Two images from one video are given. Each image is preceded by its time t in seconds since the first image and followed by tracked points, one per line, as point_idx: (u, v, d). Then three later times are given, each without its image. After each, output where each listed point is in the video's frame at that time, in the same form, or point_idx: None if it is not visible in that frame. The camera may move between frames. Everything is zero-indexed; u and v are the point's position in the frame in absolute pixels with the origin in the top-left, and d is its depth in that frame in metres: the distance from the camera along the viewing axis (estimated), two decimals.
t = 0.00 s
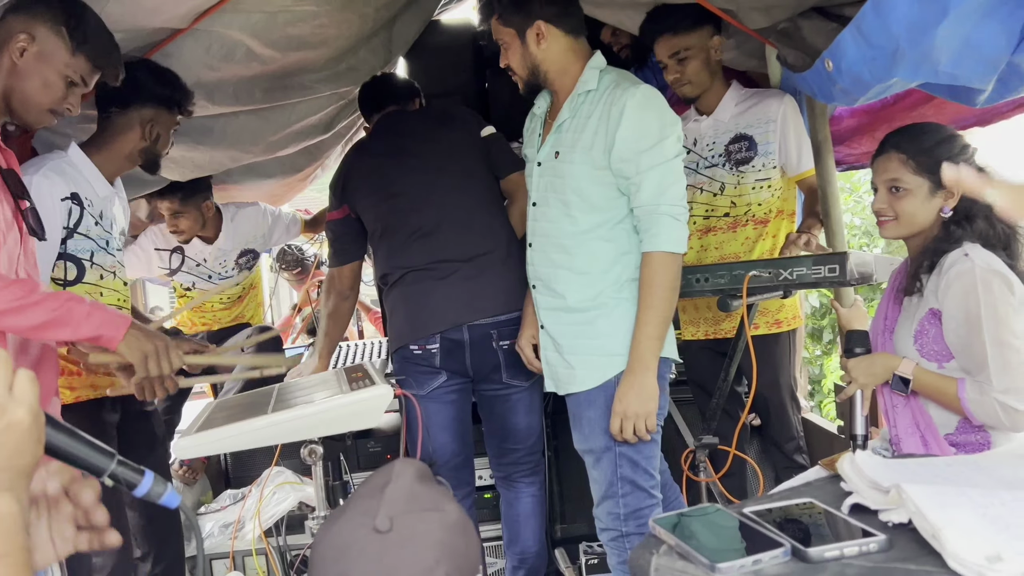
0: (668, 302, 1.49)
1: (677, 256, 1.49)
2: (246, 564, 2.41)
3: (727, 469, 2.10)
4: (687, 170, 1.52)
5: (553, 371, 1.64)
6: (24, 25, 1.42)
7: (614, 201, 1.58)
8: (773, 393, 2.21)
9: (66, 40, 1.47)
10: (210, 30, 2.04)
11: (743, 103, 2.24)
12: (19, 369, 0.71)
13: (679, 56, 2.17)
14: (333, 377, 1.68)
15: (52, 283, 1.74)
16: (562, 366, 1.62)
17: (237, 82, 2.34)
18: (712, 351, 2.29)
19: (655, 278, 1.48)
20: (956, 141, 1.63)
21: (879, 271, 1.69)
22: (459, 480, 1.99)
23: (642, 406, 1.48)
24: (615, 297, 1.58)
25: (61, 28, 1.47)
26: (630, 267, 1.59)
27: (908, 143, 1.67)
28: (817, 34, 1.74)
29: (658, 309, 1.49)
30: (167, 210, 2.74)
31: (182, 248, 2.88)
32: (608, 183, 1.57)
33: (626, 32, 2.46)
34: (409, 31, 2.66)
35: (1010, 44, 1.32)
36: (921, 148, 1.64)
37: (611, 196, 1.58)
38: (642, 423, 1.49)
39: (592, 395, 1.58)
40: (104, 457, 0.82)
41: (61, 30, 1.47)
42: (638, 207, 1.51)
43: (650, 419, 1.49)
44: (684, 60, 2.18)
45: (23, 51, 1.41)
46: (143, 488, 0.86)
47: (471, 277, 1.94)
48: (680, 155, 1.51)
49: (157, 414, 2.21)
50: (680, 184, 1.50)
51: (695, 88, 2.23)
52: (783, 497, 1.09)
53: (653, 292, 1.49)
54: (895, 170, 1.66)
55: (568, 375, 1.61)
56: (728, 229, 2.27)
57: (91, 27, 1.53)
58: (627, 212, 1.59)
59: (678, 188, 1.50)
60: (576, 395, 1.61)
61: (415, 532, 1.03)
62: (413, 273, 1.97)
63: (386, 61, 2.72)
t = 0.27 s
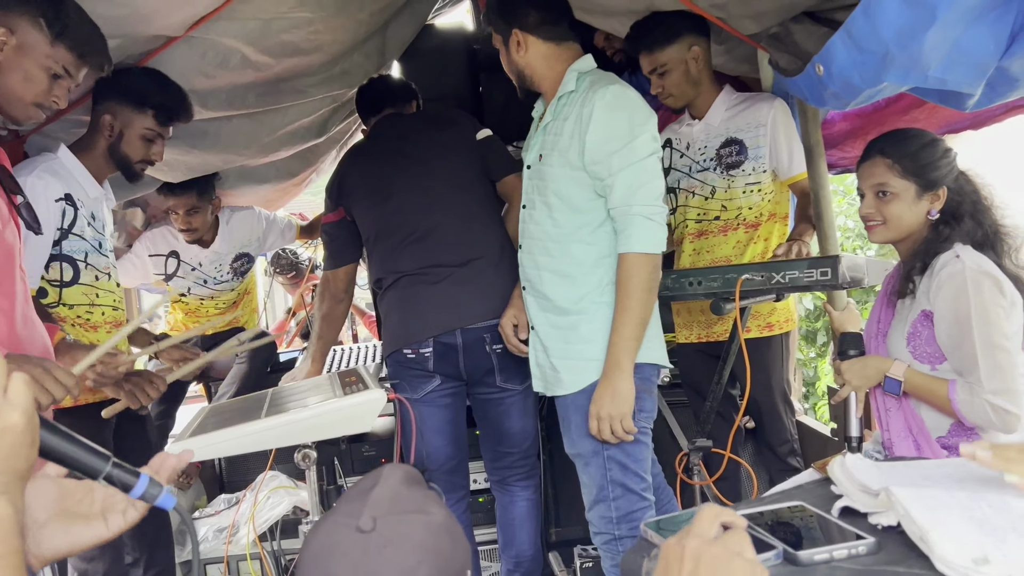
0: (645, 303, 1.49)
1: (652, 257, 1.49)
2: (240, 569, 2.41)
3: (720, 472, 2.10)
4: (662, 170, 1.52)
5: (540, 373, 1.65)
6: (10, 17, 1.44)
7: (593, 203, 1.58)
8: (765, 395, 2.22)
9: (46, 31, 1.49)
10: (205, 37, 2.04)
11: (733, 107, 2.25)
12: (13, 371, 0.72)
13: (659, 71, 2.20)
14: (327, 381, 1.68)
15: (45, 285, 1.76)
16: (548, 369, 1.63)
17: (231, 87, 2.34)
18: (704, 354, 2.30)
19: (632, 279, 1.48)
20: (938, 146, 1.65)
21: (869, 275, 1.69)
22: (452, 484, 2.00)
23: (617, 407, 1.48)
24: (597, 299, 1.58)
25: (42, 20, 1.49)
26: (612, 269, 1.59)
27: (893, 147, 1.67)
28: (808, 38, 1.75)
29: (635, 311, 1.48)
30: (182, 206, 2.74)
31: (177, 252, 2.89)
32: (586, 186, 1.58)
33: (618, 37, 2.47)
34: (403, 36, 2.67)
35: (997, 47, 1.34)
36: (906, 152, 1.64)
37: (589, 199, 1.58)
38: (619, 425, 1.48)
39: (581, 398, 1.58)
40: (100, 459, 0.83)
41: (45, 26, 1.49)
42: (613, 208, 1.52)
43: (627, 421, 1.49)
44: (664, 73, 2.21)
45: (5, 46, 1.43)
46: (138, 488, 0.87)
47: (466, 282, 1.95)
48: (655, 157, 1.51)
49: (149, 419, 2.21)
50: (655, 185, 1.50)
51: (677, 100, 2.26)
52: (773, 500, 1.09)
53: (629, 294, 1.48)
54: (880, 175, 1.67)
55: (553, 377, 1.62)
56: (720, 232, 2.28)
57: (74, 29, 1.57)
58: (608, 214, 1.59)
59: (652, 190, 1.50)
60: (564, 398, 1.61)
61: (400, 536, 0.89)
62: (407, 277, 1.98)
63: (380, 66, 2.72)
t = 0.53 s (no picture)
0: (606, 303, 1.49)
1: (611, 257, 1.47)
2: None
3: (717, 480, 2.10)
4: (628, 167, 1.51)
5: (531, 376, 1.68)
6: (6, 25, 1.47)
7: (570, 206, 1.59)
8: (762, 402, 2.22)
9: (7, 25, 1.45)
10: (202, 45, 2.04)
11: (730, 115, 2.26)
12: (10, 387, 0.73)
13: (657, 79, 2.19)
14: (322, 391, 1.67)
15: (38, 291, 1.76)
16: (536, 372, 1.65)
17: (227, 95, 2.35)
18: (701, 361, 2.30)
19: (593, 279, 1.48)
20: (937, 155, 1.65)
21: (864, 281, 1.69)
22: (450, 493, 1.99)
23: (567, 405, 1.49)
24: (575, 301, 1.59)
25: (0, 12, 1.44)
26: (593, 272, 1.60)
27: (891, 155, 1.67)
28: (802, 46, 1.76)
29: (596, 311, 1.48)
30: (203, 203, 2.76)
31: (178, 259, 2.85)
32: (563, 190, 1.60)
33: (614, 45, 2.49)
34: (399, 43, 2.68)
35: (990, 58, 1.35)
36: (903, 160, 1.65)
37: (565, 202, 1.60)
38: (571, 423, 1.50)
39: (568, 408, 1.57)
40: (100, 473, 0.82)
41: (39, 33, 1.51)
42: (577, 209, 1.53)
43: (580, 421, 1.50)
44: (661, 81, 2.20)
45: None
46: (138, 503, 0.84)
47: (465, 290, 1.95)
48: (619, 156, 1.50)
49: (147, 427, 2.21)
50: (619, 185, 1.49)
51: (677, 108, 2.25)
52: (769, 509, 1.09)
53: (588, 293, 1.48)
54: (878, 183, 1.67)
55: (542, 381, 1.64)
56: (717, 240, 2.29)
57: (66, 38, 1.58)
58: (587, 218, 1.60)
59: (614, 189, 1.48)
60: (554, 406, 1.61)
61: (402, 546, 0.88)
62: (406, 285, 1.98)
63: (376, 73, 2.73)
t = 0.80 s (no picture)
0: (577, 306, 1.49)
1: (586, 260, 1.48)
2: None
3: (719, 490, 2.11)
4: (607, 173, 1.51)
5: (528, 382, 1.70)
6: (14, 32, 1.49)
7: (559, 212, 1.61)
8: (763, 412, 2.22)
9: None
10: (205, 59, 2.05)
11: (731, 127, 2.26)
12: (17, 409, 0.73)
13: (662, 89, 2.19)
14: (325, 403, 1.68)
15: (48, 305, 1.76)
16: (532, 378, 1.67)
17: (230, 108, 2.36)
18: (702, 371, 2.30)
19: (565, 282, 1.48)
20: (936, 167, 1.65)
21: (865, 291, 1.69)
22: (451, 504, 1.99)
23: (532, 404, 1.50)
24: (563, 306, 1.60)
25: None
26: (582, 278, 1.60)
27: (891, 168, 1.68)
28: (802, 59, 1.77)
29: (566, 312, 1.48)
30: (227, 204, 2.78)
31: (185, 269, 2.81)
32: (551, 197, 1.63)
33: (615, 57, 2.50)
34: (400, 56, 2.70)
35: (989, 71, 1.36)
36: (903, 172, 1.65)
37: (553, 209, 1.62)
38: (537, 422, 1.52)
39: (566, 419, 1.58)
40: (106, 493, 0.82)
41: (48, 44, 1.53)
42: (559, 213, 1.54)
43: (543, 422, 1.52)
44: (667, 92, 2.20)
45: None
46: (143, 524, 0.84)
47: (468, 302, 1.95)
48: (599, 160, 1.51)
49: (148, 439, 2.21)
50: (598, 188, 1.49)
51: (681, 118, 2.27)
52: (772, 522, 1.09)
53: (560, 295, 1.49)
54: (879, 196, 1.68)
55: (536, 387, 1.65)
56: (718, 250, 2.29)
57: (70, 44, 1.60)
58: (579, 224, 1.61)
59: (593, 192, 1.49)
60: (553, 417, 1.61)
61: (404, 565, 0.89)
62: (408, 296, 1.99)
63: (378, 85, 2.74)
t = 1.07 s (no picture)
0: (581, 313, 1.49)
1: (588, 267, 1.48)
2: None
3: (724, 499, 2.10)
4: (608, 180, 1.51)
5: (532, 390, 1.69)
6: (10, 40, 1.48)
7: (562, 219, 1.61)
8: (767, 421, 2.22)
9: None
10: (209, 67, 2.06)
11: (734, 135, 2.26)
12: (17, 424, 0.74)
13: (674, 89, 2.20)
14: (328, 413, 1.68)
15: (48, 314, 1.77)
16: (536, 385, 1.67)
17: (233, 117, 2.36)
18: (706, 379, 2.30)
19: (567, 288, 1.48)
20: (941, 177, 1.65)
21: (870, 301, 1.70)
22: (455, 514, 1.99)
23: (538, 410, 1.51)
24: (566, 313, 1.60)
25: None
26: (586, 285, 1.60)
27: (896, 178, 1.68)
28: (805, 67, 1.77)
29: (570, 319, 1.48)
30: (246, 210, 2.78)
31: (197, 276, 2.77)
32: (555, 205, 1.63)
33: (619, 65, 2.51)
34: (403, 65, 2.71)
35: (991, 82, 1.36)
36: (908, 183, 1.65)
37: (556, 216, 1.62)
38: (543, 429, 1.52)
39: (569, 429, 1.57)
40: (98, 510, 0.81)
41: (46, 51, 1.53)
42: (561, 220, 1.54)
43: (550, 430, 1.53)
44: (678, 92, 2.21)
45: None
46: (135, 539, 0.83)
47: (471, 312, 1.95)
48: (601, 167, 1.51)
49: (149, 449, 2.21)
50: (600, 195, 1.49)
51: (690, 121, 2.26)
52: (776, 534, 1.08)
53: (563, 302, 1.49)
54: (884, 206, 1.67)
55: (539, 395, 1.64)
56: (722, 258, 2.29)
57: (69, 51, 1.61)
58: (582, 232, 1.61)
59: (595, 200, 1.49)
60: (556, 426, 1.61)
61: None
62: (412, 306, 1.99)
63: (380, 93, 2.75)
